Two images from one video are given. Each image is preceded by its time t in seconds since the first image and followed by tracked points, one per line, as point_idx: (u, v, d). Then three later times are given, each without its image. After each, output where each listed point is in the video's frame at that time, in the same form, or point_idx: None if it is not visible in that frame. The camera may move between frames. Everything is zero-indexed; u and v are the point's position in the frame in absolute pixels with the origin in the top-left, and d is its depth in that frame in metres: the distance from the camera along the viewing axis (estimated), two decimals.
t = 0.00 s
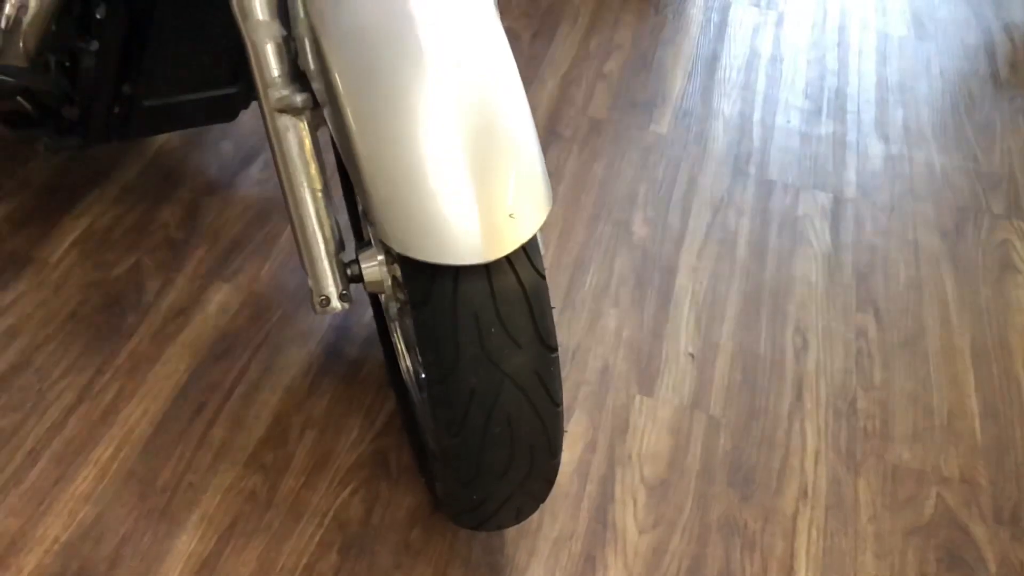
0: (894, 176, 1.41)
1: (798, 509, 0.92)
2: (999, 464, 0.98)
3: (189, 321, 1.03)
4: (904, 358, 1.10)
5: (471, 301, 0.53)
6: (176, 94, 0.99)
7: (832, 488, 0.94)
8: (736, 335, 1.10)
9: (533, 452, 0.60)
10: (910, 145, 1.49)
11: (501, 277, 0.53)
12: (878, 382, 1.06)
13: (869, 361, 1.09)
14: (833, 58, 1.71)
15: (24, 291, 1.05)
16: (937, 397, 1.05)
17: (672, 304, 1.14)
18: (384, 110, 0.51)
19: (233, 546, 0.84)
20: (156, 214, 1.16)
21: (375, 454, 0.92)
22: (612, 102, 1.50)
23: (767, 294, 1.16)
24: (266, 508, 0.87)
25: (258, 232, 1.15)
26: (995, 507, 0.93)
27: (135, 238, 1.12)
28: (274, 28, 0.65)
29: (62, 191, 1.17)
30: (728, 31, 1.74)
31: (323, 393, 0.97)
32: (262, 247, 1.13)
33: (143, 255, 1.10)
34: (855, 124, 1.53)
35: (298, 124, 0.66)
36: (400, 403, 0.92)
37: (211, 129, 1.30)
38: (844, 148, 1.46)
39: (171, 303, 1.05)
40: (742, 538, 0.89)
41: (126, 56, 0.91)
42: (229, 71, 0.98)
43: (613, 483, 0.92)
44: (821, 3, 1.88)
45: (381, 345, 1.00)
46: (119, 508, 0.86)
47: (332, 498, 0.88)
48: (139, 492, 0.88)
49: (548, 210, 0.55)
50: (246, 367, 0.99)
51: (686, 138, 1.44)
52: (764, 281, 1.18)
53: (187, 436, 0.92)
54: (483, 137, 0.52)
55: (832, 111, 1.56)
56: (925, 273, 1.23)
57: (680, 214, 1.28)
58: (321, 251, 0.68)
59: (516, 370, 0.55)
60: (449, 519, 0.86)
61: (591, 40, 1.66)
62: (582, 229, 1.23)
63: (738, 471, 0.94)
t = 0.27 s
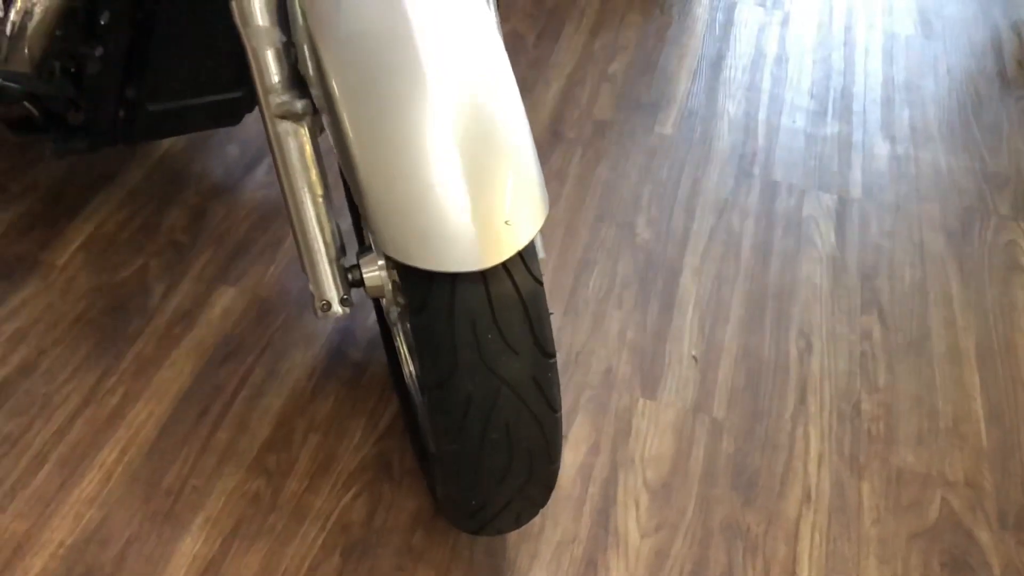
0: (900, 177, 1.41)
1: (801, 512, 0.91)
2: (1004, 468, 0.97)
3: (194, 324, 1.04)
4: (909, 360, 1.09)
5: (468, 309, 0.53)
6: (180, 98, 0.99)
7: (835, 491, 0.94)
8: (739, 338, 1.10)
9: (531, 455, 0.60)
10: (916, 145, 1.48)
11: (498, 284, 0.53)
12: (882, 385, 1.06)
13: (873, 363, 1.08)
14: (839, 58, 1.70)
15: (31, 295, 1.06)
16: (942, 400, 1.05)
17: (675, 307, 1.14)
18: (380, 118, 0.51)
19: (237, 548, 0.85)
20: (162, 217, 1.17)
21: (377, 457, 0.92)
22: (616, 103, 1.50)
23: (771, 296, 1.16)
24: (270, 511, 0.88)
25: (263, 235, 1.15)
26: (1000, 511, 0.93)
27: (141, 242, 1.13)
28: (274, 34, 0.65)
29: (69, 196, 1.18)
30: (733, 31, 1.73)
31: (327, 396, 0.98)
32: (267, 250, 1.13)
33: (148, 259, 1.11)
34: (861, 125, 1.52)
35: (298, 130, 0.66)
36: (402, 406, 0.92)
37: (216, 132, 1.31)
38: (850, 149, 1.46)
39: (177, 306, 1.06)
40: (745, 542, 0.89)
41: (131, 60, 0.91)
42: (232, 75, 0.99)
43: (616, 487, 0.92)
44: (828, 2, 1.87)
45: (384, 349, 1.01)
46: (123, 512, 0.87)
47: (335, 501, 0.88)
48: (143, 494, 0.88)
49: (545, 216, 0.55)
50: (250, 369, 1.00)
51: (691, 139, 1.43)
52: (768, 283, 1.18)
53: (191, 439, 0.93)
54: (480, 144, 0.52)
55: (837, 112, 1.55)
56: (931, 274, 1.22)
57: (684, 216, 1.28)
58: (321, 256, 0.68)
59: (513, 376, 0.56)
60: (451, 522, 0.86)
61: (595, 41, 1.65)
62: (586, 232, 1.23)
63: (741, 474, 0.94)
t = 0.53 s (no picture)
0: (905, 183, 1.40)
1: (804, 519, 0.91)
2: (1009, 476, 0.97)
3: (198, 329, 1.04)
4: (913, 367, 1.09)
5: (466, 317, 0.53)
6: (184, 104, 0.99)
7: (839, 499, 0.94)
8: (743, 344, 1.10)
9: (530, 464, 0.61)
10: (920, 151, 1.48)
11: (496, 292, 0.54)
12: (886, 392, 1.05)
13: (877, 370, 1.08)
14: (844, 63, 1.70)
15: (37, 299, 1.06)
16: (946, 407, 1.04)
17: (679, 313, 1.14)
18: (378, 127, 0.52)
19: (239, 553, 0.85)
20: (166, 222, 1.17)
21: (380, 463, 0.92)
22: (620, 109, 1.50)
23: (775, 302, 1.16)
24: (272, 516, 0.88)
25: (267, 240, 1.15)
26: (1004, 520, 0.93)
27: (146, 246, 1.13)
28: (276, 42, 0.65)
29: (75, 200, 1.19)
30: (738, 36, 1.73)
31: (330, 401, 0.98)
32: (271, 255, 1.13)
33: (153, 263, 1.11)
34: (866, 130, 1.52)
35: (300, 137, 0.67)
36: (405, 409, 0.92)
37: (221, 137, 1.31)
38: (854, 154, 1.46)
39: (181, 310, 1.06)
40: (748, 549, 0.89)
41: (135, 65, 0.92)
42: (237, 81, 0.99)
43: (618, 493, 0.92)
44: (833, 7, 1.87)
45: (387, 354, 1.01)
46: (127, 515, 0.87)
47: (337, 506, 0.89)
48: (147, 498, 0.89)
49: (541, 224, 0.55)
50: (254, 374, 1.00)
51: (694, 145, 1.43)
52: (771, 289, 1.18)
53: (194, 443, 0.93)
54: (478, 154, 0.52)
55: (841, 117, 1.55)
56: (936, 281, 1.22)
57: (687, 222, 1.28)
58: (322, 262, 0.68)
59: (512, 384, 0.56)
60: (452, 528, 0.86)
61: (600, 47, 1.65)
62: (589, 237, 1.23)
63: (744, 481, 0.94)
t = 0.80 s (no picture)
0: (911, 190, 1.40)
1: (806, 530, 0.91)
2: (1013, 487, 0.96)
3: (201, 336, 1.05)
4: (917, 376, 1.08)
5: (462, 328, 0.54)
6: (189, 112, 1.00)
7: (841, 508, 0.93)
8: (746, 353, 1.09)
9: (526, 473, 0.61)
10: (926, 159, 1.47)
11: (492, 303, 0.54)
12: (890, 401, 1.05)
13: (881, 379, 1.07)
14: (849, 70, 1.69)
15: (42, 306, 1.07)
16: (951, 416, 1.04)
17: (681, 321, 1.14)
18: (375, 138, 0.52)
19: (240, 560, 0.85)
20: (171, 229, 1.17)
21: (381, 471, 0.92)
22: (624, 116, 1.50)
23: (778, 310, 1.16)
24: (273, 523, 0.88)
25: (271, 247, 1.16)
26: (1008, 531, 0.92)
27: (150, 253, 1.14)
28: (276, 53, 0.66)
29: (81, 208, 1.19)
30: (743, 43, 1.73)
31: (332, 408, 0.98)
32: (274, 263, 1.14)
33: (158, 270, 1.12)
34: (871, 138, 1.52)
35: (300, 146, 0.67)
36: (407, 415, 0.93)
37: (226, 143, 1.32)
38: (860, 162, 1.45)
39: (184, 317, 1.07)
40: (749, 559, 0.88)
41: (139, 74, 0.92)
42: (240, 87, 0.99)
43: (619, 503, 0.92)
44: (839, 13, 1.87)
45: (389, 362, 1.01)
46: (129, 522, 0.88)
47: (338, 514, 0.89)
48: (149, 505, 0.89)
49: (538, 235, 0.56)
50: (256, 381, 1.00)
51: (699, 152, 1.43)
52: (775, 297, 1.18)
53: (197, 449, 0.94)
54: (473, 164, 0.52)
55: (847, 124, 1.54)
56: (941, 290, 1.21)
57: (691, 229, 1.27)
58: (323, 271, 0.68)
59: (508, 395, 0.57)
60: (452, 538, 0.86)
61: (605, 54, 1.66)
62: (593, 245, 1.23)
63: (745, 491, 0.94)
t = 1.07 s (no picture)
0: (916, 200, 1.39)
1: (807, 544, 0.91)
2: (1018, 501, 0.96)
3: (203, 346, 1.05)
4: (921, 388, 1.07)
5: (457, 344, 0.54)
6: (192, 124, 1.00)
7: (843, 522, 0.93)
8: (748, 364, 1.09)
9: (523, 487, 0.61)
10: (932, 168, 1.47)
11: (488, 318, 0.54)
12: (893, 413, 1.04)
13: (885, 391, 1.07)
14: (855, 78, 1.69)
15: (46, 316, 1.07)
16: (955, 429, 1.03)
17: (684, 331, 1.13)
18: (370, 152, 0.52)
19: (240, 572, 0.85)
20: (175, 239, 1.18)
21: (381, 482, 0.92)
22: (628, 125, 1.50)
23: (781, 321, 1.15)
24: (273, 535, 0.88)
25: (273, 257, 1.16)
26: (1012, 546, 0.92)
27: (154, 264, 1.14)
28: (274, 65, 0.65)
29: (85, 218, 1.20)
30: (747, 52, 1.73)
31: (333, 419, 0.98)
32: (277, 273, 1.14)
33: (161, 280, 1.12)
34: (876, 147, 1.51)
35: (299, 159, 0.66)
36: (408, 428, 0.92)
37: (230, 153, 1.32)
38: (864, 172, 1.45)
39: (186, 328, 1.07)
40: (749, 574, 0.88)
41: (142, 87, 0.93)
42: (242, 99, 1.00)
43: (619, 516, 0.92)
44: (845, 20, 1.86)
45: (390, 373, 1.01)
46: (129, 534, 0.88)
47: (338, 525, 0.89)
48: (150, 516, 0.89)
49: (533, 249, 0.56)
50: (258, 392, 1.00)
51: (702, 162, 1.43)
52: (778, 308, 1.17)
53: (198, 460, 0.94)
54: (469, 180, 0.53)
55: (852, 133, 1.54)
56: (946, 301, 1.20)
57: (694, 240, 1.27)
58: (322, 283, 0.68)
59: (503, 410, 0.57)
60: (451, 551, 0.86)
61: (609, 63, 1.66)
62: (595, 255, 1.23)
63: (747, 504, 0.94)
